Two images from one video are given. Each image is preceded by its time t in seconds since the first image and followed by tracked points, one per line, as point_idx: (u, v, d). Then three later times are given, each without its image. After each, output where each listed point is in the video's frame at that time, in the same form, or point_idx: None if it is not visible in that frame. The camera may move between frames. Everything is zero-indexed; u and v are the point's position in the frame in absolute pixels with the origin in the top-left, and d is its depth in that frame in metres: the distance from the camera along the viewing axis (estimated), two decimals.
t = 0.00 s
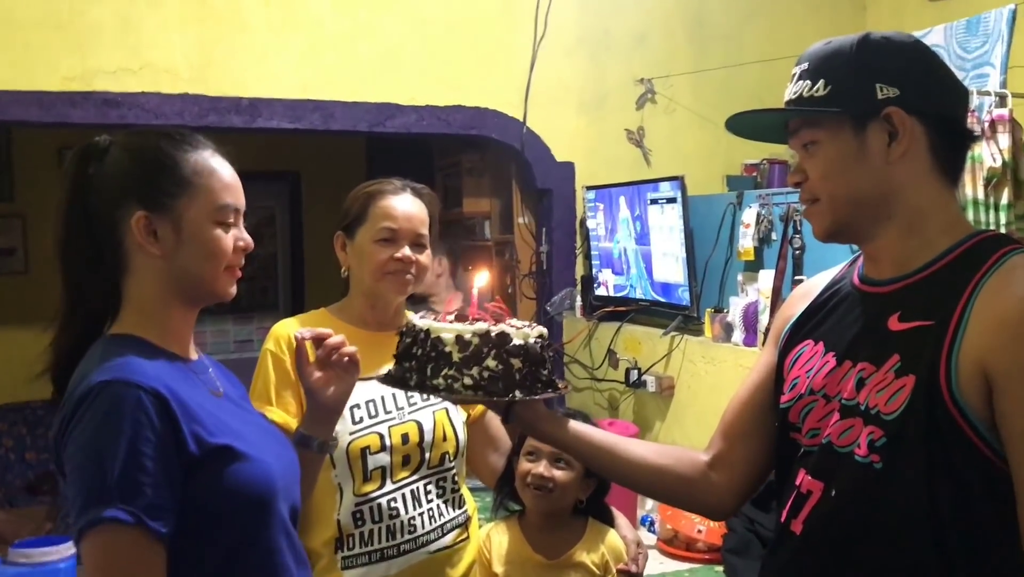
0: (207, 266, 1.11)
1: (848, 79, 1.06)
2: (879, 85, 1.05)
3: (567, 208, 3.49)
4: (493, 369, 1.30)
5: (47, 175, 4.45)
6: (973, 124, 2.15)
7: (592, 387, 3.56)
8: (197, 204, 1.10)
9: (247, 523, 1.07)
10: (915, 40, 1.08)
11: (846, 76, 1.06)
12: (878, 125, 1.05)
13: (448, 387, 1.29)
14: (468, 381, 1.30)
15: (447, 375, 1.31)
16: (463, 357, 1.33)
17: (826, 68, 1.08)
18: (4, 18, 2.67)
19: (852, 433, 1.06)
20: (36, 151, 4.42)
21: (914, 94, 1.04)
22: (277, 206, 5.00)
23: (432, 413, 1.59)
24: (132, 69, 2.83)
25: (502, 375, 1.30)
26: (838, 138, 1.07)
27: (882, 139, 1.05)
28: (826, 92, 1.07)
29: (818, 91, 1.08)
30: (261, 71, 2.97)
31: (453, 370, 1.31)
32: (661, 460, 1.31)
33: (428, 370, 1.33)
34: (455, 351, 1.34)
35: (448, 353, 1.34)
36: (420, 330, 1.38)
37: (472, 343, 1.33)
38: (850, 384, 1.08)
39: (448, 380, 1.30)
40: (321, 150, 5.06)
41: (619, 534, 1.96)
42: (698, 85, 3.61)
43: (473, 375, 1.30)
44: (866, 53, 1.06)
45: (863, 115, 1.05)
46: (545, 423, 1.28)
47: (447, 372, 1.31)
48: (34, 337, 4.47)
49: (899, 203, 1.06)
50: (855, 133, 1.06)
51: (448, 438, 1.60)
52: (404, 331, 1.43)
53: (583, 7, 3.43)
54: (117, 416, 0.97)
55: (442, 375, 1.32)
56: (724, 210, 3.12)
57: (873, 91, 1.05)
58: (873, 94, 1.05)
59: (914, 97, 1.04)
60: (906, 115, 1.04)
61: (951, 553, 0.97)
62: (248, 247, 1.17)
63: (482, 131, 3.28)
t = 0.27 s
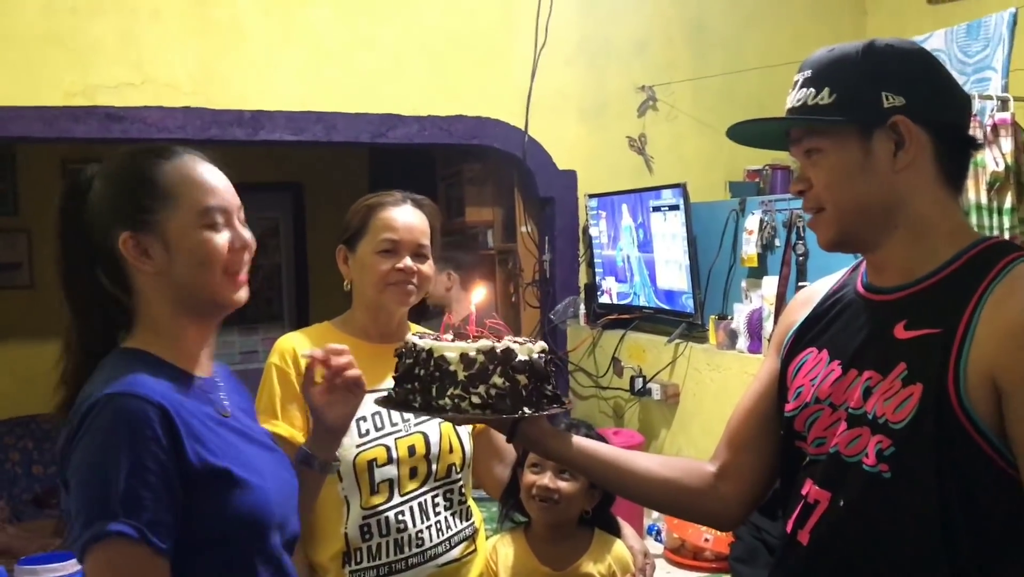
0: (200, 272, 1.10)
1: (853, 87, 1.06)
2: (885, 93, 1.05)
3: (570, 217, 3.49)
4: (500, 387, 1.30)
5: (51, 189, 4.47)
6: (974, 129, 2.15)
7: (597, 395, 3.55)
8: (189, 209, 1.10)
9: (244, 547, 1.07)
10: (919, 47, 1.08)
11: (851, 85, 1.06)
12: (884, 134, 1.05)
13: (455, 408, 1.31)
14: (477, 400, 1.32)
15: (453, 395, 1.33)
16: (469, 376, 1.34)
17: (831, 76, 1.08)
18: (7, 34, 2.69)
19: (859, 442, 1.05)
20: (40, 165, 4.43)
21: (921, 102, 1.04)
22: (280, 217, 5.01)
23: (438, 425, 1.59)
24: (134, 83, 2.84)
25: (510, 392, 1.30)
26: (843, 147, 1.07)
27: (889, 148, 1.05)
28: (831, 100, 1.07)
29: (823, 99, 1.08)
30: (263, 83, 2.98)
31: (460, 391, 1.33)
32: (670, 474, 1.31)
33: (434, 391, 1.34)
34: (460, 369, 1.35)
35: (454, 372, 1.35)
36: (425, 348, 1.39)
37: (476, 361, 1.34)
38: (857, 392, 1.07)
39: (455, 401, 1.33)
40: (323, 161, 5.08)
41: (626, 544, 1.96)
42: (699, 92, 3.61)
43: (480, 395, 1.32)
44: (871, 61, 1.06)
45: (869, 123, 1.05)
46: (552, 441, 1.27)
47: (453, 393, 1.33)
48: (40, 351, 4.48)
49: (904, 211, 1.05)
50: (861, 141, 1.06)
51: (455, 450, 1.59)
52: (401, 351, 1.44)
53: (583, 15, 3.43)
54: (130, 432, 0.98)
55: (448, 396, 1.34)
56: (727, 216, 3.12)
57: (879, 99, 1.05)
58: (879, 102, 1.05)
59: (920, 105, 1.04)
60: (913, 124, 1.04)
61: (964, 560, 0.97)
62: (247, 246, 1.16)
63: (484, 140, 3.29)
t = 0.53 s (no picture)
0: (161, 330, 1.10)
1: (886, 93, 1.07)
2: (918, 99, 1.06)
3: (592, 230, 3.50)
4: (535, 407, 1.31)
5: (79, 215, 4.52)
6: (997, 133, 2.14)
7: (624, 409, 3.55)
8: (148, 249, 1.10)
9: None
10: (949, 54, 1.10)
11: (884, 90, 1.07)
12: (916, 140, 1.06)
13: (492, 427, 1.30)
14: (515, 420, 1.31)
15: (488, 415, 1.33)
16: (503, 397, 1.34)
17: (864, 81, 1.09)
18: (35, 65, 2.75)
19: (894, 449, 1.05)
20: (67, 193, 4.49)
21: (953, 109, 1.05)
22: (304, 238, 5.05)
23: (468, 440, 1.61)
24: (160, 109, 2.88)
25: (545, 413, 1.31)
26: (875, 152, 1.08)
27: (922, 153, 1.06)
28: (865, 106, 1.08)
29: (855, 105, 1.09)
30: (285, 106, 3.02)
31: (495, 411, 1.33)
32: (708, 488, 1.31)
33: (468, 413, 1.34)
34: (494, 390, 1.36)
35: (488, 393, 1.35)
36: (457, 371, 1.40)
37: (511, 383, 1.35)
38: (889, 399, 1.08)
39: (491, 420, 1.32)
40: (345, 182, 5.13)
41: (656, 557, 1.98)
42: (718, 104, 3.61)
43: (518, 414, 1.31)
44: (903, 67, 1.08)
45: (901, 129, 1.07)
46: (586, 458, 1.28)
47: (489, 413, 1.32)
48: (71, 375, 4.52)
49: (935, 217, 1.07)
50: (893, 147, 1.07)
51: (485, 465, 1.62)
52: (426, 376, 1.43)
53: (600, 30, 3.45)
54: (133, 483, 1.02)
55: (483, 416, 1.33)
56: (750, 227, 3.11)
57: (912, 104, 1.06)
58: (912, 107, 1.06)
59: (952, 112, 1.05)
60: (947, 130, 1.06)
61: (1003, 564, 0.97)
62: (230, 271, 1.13)
63: (505, 157, 3.31)
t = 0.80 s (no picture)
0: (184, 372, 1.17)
1: (990, 119, 1.12)
2: (1015, 129, 1.12)
3: (633, 255, 3.50)
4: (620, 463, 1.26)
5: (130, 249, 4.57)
6: None
7: (669, 435, 3.53)
8: (183, 295, 1.16)
9: None
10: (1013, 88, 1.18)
11: (988, 116, 1.12)
12: (1005, 170, 1.13)
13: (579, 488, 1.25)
14: (602, 476, 1.26)
15: (573, 473, 1.27)
16: (587, 453, 1.28)
17: (969, 104, 1.12)
18: (89, 106, 2.84)
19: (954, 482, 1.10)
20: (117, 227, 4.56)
21: None
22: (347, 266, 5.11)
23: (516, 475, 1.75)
24: (208, 145, 2.95)
25: (630, 470, 1.26)
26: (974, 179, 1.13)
27: (1007, 183, 1.14)
28: (973, 129, 1.12)
29: (961, 127, 1.12)
30: (328, 139, 3.07)
31: (580, 468, 1.27)
32: (771, 535, 1.35)
33: (551, 470, 1.28)
34: (578, 445, 1.30)
35: (572, 449, 1.29)
36: (534, 426, 1.34)
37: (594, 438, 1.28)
38: (944, 432, 1.12)
39: (578, 480, 1.26)
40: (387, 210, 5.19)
41: None
42: (758, 127, 3.61)
43: (604, 471, 1.26)
44: (1005, 94, 1.13)
45: (999, 158, 1.13)
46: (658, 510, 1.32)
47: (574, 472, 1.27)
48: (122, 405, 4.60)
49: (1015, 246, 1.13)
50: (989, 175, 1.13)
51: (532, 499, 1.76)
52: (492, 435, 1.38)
53: (638, 56, 3.47)
54: (134, 531, 1.13)
55: (567, 474, 1.28)
56: (794, 250, 3.10)
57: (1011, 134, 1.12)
58: (1012, 136, 1.12)
59: None
60: None
61: None
62: (255, 323, 1.16)
63: (544, 184, 3.33)
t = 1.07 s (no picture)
0: (251, 353, 1.18)
1: None
2: None
3: (669, 277, 3.48)
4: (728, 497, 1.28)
5: (167, 262, 4.64)
6: None
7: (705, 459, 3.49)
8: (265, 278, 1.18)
9: None
10: None
11: None
12: None
13: (685, 520, 1.26)
14: (710, 511, 1.27)
15: (679, 506, 1.29)
16: (691, 487, 1.30)
17: None
18: (132, 122, 2.88)
19: (999, 514, 1.12)
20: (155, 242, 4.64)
21: None
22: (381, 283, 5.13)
23: (551, 506, 1.82)
24: (248, 162, 2.98)
25: (737, 503, 1.28)
26: None
27: None
28: None
29: None
30: (367, 158, 3.09)
31: (686, 502, 1.29)
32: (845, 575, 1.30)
33: (657, 506, 1.30)
34: (682, 479, 1.32)
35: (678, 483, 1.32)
36: (635, 462, 1.37)
37: (699, 473, 1.32)
38: (988, 463, 1.15)
39: (685, 513, 1.27)
40: (422, 228, 5.21)
41: None
42: (797, 149, 3.58)
43: (712, 505, 1.27)
44: None
45: None
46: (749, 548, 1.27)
47: (681, 506, 1.28)
48: (156, 417, 4.64)
49: None
50: None
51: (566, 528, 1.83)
52: (577, 475, 1.39)
53: (676, 78, 3.46)
54: (175, 519, 1.07)
55: (674, 508, 1.29)
56: (834, 274, 3.06)
57: None
58: None
59: None
60: None
61: None
62: (335, 316, 1.21)
63: (581, 205, 3.33)
